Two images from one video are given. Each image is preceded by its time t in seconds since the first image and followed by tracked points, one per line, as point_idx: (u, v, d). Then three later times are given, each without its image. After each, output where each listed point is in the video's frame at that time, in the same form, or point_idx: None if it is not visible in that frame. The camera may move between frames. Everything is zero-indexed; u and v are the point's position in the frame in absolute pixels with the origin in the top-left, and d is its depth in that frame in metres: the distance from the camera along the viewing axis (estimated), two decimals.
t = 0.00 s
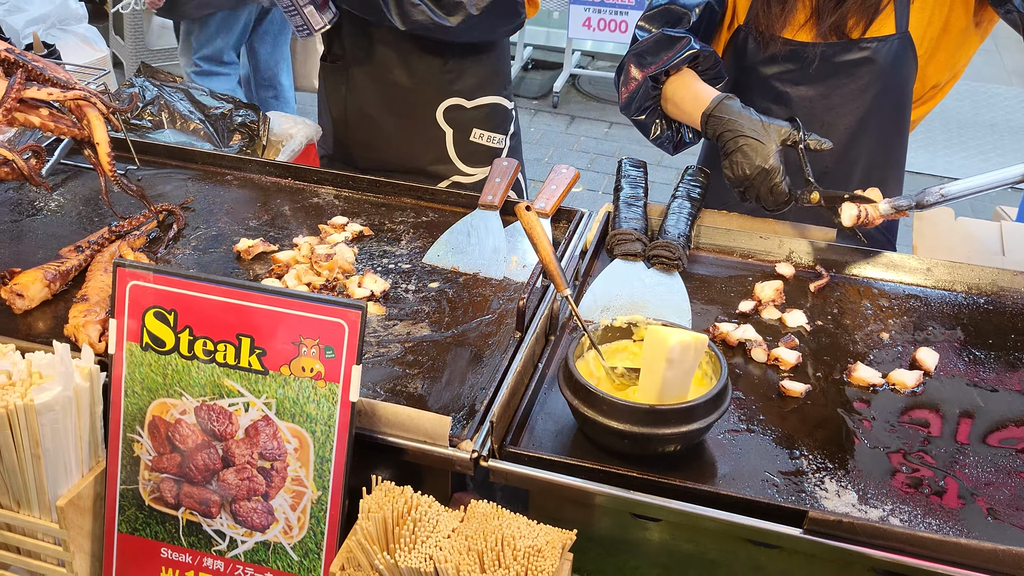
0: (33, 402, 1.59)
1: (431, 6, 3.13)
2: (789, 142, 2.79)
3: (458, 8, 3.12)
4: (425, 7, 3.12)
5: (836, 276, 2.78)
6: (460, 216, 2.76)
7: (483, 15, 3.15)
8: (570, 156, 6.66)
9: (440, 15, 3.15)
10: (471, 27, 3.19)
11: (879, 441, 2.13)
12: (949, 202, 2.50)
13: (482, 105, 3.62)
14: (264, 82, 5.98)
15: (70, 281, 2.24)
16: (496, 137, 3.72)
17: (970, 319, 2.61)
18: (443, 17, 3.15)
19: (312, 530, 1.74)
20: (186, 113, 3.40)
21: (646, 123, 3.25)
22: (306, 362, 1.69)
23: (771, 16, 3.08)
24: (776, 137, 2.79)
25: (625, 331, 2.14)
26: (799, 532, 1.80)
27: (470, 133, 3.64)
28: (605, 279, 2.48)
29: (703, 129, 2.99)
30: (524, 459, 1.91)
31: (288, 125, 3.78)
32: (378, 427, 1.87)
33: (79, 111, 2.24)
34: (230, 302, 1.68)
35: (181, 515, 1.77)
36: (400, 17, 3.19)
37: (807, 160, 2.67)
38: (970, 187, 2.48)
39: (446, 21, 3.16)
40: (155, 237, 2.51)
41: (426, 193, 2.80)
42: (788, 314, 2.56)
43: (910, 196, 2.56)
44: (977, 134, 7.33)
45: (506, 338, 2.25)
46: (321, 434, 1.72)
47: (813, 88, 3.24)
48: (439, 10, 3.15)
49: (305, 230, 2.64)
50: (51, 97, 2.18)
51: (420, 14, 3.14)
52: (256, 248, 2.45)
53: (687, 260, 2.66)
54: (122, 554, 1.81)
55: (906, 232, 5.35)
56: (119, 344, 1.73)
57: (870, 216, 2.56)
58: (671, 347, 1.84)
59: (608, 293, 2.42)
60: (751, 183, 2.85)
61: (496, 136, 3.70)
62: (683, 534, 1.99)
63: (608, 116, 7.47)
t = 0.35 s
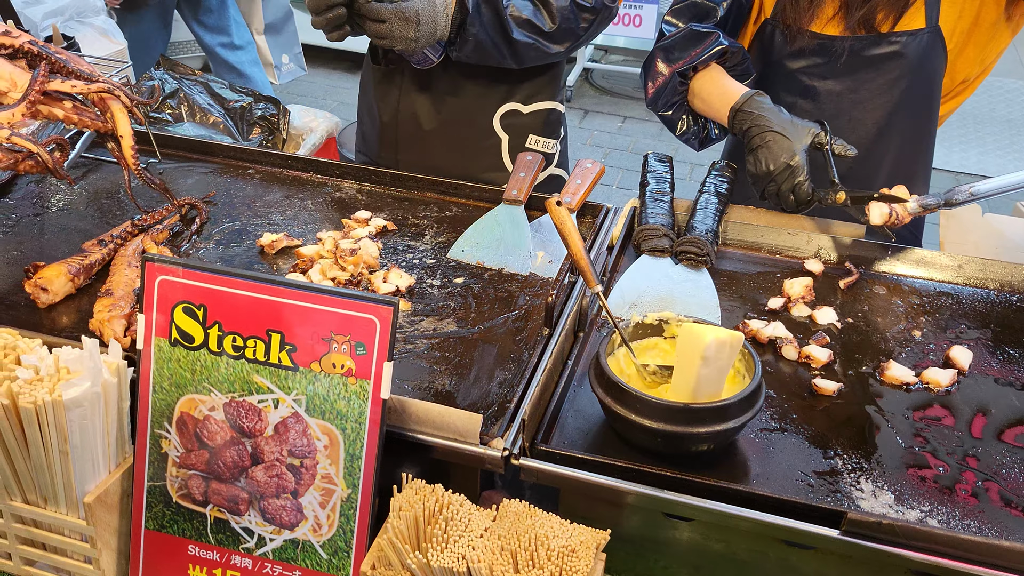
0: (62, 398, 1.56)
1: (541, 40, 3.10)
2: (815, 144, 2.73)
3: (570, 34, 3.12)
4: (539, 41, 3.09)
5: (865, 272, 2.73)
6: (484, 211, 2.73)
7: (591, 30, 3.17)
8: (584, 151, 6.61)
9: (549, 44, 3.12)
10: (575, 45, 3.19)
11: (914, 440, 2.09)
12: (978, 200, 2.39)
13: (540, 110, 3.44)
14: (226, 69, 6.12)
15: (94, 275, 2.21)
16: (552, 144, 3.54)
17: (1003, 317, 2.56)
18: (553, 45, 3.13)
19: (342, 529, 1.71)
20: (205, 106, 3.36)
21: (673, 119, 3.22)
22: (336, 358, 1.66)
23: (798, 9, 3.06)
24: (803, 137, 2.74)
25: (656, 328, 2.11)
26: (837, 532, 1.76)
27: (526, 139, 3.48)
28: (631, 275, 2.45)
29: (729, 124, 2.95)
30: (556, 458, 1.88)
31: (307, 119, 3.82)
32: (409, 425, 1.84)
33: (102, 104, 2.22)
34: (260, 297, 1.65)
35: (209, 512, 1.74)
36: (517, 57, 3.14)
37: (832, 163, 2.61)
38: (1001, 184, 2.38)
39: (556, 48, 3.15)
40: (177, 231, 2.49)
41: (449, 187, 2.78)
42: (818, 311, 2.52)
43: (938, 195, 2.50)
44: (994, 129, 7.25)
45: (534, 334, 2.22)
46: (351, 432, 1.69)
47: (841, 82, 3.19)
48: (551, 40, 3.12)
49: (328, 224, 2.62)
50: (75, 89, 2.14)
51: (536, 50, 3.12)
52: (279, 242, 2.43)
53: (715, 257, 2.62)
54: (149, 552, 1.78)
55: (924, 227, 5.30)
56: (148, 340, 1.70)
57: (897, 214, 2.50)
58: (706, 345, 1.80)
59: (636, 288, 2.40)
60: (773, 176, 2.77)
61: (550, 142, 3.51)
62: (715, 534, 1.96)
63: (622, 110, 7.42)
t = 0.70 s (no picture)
0: (87, 404, 1.53)
1: (592, 56, 3.09)
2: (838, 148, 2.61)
3: (618, 47, 3.12)
4: (591, 58, 3.08)
5: (905, 279, 2.64)
6: (514, 212, 2.68)
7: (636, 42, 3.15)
8: (609, 146, 6.53)
9: (601, 57, 3.12)
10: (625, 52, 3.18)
11: (959, 457, 2.01)
12: None
13: (570, 118, 3.38)
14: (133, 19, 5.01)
15: (120, 275, 2.19)
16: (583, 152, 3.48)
17: None
18: (603, 59, 3.13)
19: (370, 540, 1.67)
20: (232, 101, 3.33)
21: (697, 120, 3.16)
22: (366, 367, 1.62)
23: (838, 9, 2.94)
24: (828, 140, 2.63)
25: (692, 337, 2.05)
26: (880, 554, 1.68)
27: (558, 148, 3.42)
28: (665, 280, 2.40)
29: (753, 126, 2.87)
30: (589, 470, 1.82)
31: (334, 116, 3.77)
32: (438, 435, 1.80)
33: (130, 101, 2.20)
34: (289, 304, 1.61)
35: (235, 520, 1.71)
36: (572, 77, 3.12)
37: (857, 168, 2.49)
38: None
39: (604, 62, 3.14)
40: (204, 230, 2.46)
41: (478, 187, 2.73)
42: (857, 319, 2.44)
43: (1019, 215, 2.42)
44: None
45: (566, 340, 2.17)
46: (380, 442, 1.65)
47: (881, 83, 3.11)
48: (601, 56, 3.11)
49: (356, 224, 2.58)
50: (103, 86, 2.14)
51: (588, 67, 3.10)
52: (307, 243, 2.39)
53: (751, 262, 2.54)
54: (174, 559, 1.75)
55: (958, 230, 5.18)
56: (174, 345, 1.67)
57: (975, 235, 2.51)
58: (746, 358, 1.74)
59: (670, 293, 2.35)
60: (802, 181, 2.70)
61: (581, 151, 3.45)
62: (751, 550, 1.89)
63: (648, 105, 7.31)
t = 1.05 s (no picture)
0: (98, 427, 1.48)
1: (630, 77, 2.99)
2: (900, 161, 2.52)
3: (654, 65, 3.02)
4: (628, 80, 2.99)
5: (955, 306, 2.50)
6: (547, 225, 2.60)
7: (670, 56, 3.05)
8: (647, 148, 6.36)
9: (637, 78, 3.02)
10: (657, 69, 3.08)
11: (1014, 503, 1.88)
12: None
13: (605, 126, 3.30)
14: None
15: (141, 286, 2.15)
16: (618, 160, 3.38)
17: None
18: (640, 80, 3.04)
19: None
20: (262, 105, 3.29)
21: (745, 135, 3.04)
22: (386, 396, 1.55)
23: (890, 18, 2.81)
24: (887, 157, 2.52)
25: (729, 367, 1.94)
26: None
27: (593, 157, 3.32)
28: (702, 302, 2.30)
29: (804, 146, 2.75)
30: (619, 509, 1.72)
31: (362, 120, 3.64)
32: (460, 465, 1.72)
33: (155, 108, 2.17)
34: (308, 328, 1.55)
35: (249, 549, 1.65)
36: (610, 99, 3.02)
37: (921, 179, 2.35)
38: None
39: (641, 81, 3.05)
40: (229, 239, 2.42)
41: (510, 200, 2.66)
42: (904, 348, 2.31)
43: None
44: None
45: (598, 365, 2.08)
46: (399, 474, 1.57)
47: (933, 96, 2.97)
48: (639, 77, 3.02)
49: (383, 237, 2.51)
50: (128, 93, 2.07)
51: (626, 88, 3.00)
52: (332, 255, 2.33)
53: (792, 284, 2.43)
54: None
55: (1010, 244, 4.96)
56: (190, 367, 1.61)
57: (998, 243, 2.25)
58: (788, 396, 1.63)
59: (707, 316, 2.26)
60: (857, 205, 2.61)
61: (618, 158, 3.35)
62: None
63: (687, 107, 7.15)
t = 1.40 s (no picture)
0: (76, 467, 1.36)
1: (672, 86, 2.82)
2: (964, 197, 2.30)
3: (699, 73, 2.84)
4: (671, 90, 2.82)
5: (1020, 343, 2.28)
6: (576, 244, 2.44)
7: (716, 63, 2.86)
8: (687, 152, 6.10)
9: (680, 88, 2.85)
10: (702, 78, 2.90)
11: None
12: None
13: (642, 136, 3.11)
14: None
15: (142, 303, 2.05)
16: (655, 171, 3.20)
17: None
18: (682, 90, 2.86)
19: None
20: (284, 108, 3.17)
21: (800, 153, 2.83)
22: (387, 443, 1.41)
23: (953, 28, 2.59)
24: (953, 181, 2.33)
25: (768, 413, 1.77)
26: None
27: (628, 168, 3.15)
28: (740, 334, 2.09)
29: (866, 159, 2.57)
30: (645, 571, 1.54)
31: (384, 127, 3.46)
32: (469, 517, 1.57)
33: (161, 115, 2.07)
34: (304, 365, 1.41)
35: None
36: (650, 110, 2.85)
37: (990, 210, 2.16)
38: None
39: (685, 91, 2.87)
40: (239, 253, 2.30)
41: (538, 216, 2.50)
42: (963, 391, 2.09)
43: None
44: None
45: (626, 403, 1.90)
46: (401, 528, 1.43)
47: (997, 112, 2.74)
48: (682, 87, 2.84)
49: (401, 254, 2.38)
50: (132, 99, 1.98)
51: (667, 98, 2.83)
52: (346, 273, 2.20)
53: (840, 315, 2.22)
54: None
55: None
56: (178, 402, 1.49)
57: None
58: (835, 456, 1.45)
59: (746, 351, 2.06)
60: (908, 224, 2.37)
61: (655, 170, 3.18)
62: None
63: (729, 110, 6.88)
